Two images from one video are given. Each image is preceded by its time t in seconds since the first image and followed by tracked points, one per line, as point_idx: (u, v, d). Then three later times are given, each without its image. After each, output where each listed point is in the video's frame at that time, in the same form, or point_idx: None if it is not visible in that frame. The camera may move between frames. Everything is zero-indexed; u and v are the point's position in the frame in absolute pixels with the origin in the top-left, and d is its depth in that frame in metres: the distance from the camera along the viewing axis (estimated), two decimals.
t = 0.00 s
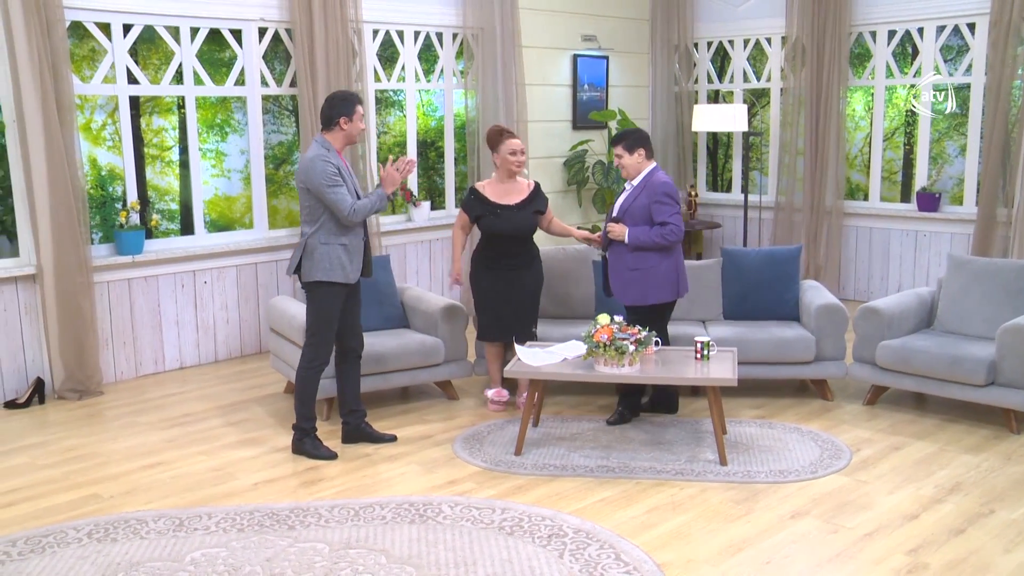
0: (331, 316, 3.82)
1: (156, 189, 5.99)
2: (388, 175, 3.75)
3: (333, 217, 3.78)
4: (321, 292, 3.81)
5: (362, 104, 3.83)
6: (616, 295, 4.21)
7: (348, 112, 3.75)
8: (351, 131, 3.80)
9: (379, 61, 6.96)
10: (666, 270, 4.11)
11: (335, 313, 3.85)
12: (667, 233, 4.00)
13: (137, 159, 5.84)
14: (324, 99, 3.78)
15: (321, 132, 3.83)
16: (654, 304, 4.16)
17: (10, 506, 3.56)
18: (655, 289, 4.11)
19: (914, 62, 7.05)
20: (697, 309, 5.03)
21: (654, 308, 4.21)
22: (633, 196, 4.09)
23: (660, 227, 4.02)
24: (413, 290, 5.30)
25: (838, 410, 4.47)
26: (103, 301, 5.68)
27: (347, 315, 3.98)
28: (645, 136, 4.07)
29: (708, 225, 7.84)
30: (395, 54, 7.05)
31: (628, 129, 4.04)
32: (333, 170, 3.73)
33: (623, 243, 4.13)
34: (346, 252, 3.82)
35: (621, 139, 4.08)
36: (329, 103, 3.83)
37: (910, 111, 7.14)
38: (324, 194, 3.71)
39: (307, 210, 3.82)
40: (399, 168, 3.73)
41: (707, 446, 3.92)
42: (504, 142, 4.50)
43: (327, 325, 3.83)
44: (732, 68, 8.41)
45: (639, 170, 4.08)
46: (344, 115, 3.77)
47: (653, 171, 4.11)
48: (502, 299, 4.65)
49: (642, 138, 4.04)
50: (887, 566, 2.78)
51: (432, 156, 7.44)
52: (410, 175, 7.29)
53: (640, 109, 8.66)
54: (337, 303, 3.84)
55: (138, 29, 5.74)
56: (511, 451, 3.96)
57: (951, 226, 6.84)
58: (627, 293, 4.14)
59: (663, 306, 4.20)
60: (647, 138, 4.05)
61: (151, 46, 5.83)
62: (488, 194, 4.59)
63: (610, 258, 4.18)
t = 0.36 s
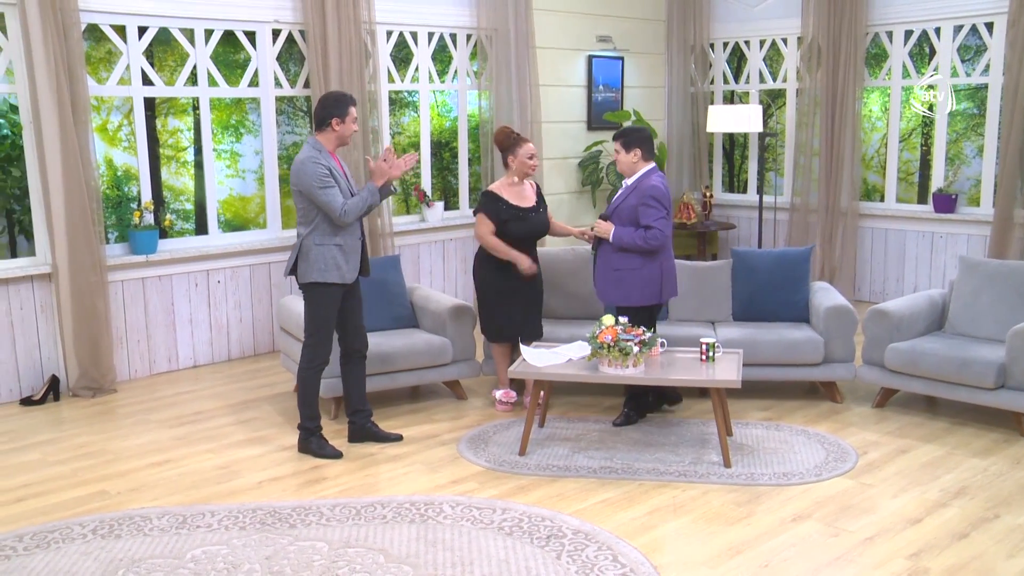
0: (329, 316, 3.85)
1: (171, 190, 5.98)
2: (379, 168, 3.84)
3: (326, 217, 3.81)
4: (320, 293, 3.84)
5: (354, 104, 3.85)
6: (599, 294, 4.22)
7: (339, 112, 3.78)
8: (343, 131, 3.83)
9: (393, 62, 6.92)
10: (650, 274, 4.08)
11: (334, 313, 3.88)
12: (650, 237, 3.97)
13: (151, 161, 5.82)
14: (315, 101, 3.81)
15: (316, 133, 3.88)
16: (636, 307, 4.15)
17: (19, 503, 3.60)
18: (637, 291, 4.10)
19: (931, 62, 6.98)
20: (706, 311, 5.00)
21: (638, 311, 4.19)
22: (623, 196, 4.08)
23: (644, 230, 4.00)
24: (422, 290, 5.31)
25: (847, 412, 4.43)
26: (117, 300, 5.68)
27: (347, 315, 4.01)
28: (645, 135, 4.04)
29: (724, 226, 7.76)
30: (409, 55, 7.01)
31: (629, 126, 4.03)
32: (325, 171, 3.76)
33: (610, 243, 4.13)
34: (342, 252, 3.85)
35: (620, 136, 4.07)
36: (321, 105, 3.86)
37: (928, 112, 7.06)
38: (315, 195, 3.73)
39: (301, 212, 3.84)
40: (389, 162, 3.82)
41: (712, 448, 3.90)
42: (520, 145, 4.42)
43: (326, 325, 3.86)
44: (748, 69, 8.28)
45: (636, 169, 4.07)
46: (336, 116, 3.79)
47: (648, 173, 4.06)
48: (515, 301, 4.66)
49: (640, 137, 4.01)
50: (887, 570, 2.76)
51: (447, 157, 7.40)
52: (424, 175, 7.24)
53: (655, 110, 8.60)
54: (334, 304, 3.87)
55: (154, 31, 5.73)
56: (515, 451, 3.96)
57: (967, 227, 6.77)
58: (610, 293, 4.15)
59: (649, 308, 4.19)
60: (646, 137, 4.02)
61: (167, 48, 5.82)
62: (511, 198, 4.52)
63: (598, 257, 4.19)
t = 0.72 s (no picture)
0: (325, 318, 3.88)
1: (186, 190, 6.00)
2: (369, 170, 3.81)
3: (317, 220, 3.83)
4: (316, 294, 3.87)
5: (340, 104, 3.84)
6: (596, 295, 4.23)
7: (325, 114, 3.77)
8: (330, 133, 3.82)
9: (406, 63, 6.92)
10: (646, 275, 4.08)
11: (329, 313, 3.90)
12: (645, 238, 3.97)
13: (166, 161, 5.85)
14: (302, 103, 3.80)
15: (303, 134, 3.87)
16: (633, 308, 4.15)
17: (28, 498, 3.65)
18: (633, 292, 4.09)
19: (946, 62, 6.92)
20: (716, 311, 4.98)
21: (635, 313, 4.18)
22: (618, 197, 4.07)
23: (639, 231, 3.99)
24: (432, 289, 5.32)
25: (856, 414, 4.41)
26: (132, 299, 5.71)
27: (343, 314, 4.03)
28: (640, 136, 4.03)
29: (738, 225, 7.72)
30: (422, 56, 7.01)
31: (624, 128, 4.03)
32: (313, 174, 3.76)
33: (606, 244, 4.13)
34: (334, 254, 3.87)
35: (616, 138, 4.07)
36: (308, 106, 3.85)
37: (944, 112, 6.99)
38: (304, 199, 3.75)
39: (291, 215, 3.86)
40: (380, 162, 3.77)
41: (718, 449, 3.89)
42: (527, 144, 4.42)
43: (322, 325, 3.88)
44: (763, 69, 8.24)
45: (631, 171, 4.06)
46: (322, 118, 3.78)
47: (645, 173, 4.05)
48: (521, 301, 4.67)
49: (633, 138, 4.01)
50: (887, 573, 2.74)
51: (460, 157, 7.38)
52: (437, 175, 7.24)
53: (669, 110, 8.56)
54: (329, 305, 3.90)
55: (169, 33, 5.75)
56: (520, 451, 3.96)
57: (982, 228, 6.71)
58: (605, 294, 4.16)
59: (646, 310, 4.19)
60: (640, 137, 4.01)
61: (183, 49, 5.84)
62: (522, 197, 4.53)
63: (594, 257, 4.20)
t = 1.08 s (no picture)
0: (320, 320, 3.91)
1: (194, 190, 6.04)
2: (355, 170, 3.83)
3: (307, 224, 3.85)
4: (310, 297, 3.90)
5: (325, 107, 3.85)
6: (590, 293, 4.24)
7: (311, 118, 3.79)
8: (316, 136, 3.85)
9: (413, 65, 6.93)
10: (639, 273, 4.10)
11: (324, 315, 3.93)
12: (640, 236, 3.98)
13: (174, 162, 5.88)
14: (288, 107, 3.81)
15: (288, 138, 3.89)
16: (626, 306, 4.16)
17: (33, 496, 3.69)
18: (627, 291, 4.11)
19: (952, 63, 6.89)
20: (718, 312, 4.99)
21: (629, 311, 4.20)
22: (613, 196, 4.09)
23: (634, 229, 4.01)
24: (435, 290, 5.35)
25: (857, 415, 4.41)
26: (140, 299, 5.74)
27: (337, 314, 4.06)
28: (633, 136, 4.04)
29: (744, 225, 7.71)
30: (429, 57, 7.02)
31: (614, 129, 4.04)
32: (301, 179, 3.78)
33: (601, 242, 4.15)
34: (326, 256, 3.90)
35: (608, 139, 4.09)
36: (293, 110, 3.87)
37: (950, 113, 6.96)
38: (294, 204, 3.76)
39: (282, 219, 3.88)
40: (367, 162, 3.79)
41: (717, 450, 3.90)
42: (529, 145, 4.44)
43: (318, 326, 3.92)
44: (770, 71, 8.22)
45: (626, 171, 4.07)
46: (308, 121, 3.80)
47: (640, 173, 4.07)
48: (523, 301, 4.68)
49: (625, 138, 4.01)
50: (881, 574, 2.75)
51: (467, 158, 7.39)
52: (444, 176, 7.25)
53: (676, 112, 8.55)
54: (324, 307, 3.93)
55: (176, 36, 5.78)
56: (519, 451, 3.98)
57: (988, 230, 6.69)
58: (599, 292, 4.17)
59: (640, 308, 4.20)
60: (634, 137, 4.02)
61: (191, 52, 5.87)
62: (526, 197, 4.54)
63: (589, 255, 4.21)
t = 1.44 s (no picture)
0: (312, 320, 3.93)
1: (194, 191, 6.06)
2: (345, 171, 3.85)
3: (298, 225, 3.87)
4: (301, 297, 3.92)
5: (316, 109, 3.88)
6: (584, 294, 4.26)
7: (301, 119, 3.81)
8: (307, 137, 3.87)
9: (412, 65, 6.94)
10: (631, 273, 4.11)
11: (316, 315, 3.95)
12: (630, 236, 3.99)
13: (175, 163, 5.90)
14: (279, 108, 3.83)
15: (279, 140, 3.91)
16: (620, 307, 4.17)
17: (30, 494, 3.71)
18: (620, 291, 4.12)
19: (950, 64, 6.89)
20: (714, 312, 5.00)
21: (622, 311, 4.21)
22: (604, 197, 4.10)
23: (625, 230, 4.02)
24: (433, 290, 5.36)
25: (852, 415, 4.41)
26: (139, 300, 5.76)
27: (329, 314, 4.09)
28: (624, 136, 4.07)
29: (744, 225, 7.71)
30: (428, 58, 7.02)
31: (607, 130, 4.10)
32: (291, 181, 3.80)
33: (593, 243, 4.16)
34: (317, 257, 3.92)
35: (599, 139, 4.12)
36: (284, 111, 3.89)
37: (949, 114, 6.96)
38: (284, 207, 3.78)
39: (273, 221, 3.90)
40: (356, 164, 3.81)
41: (711, 450, 3.90)
42: (522, 146, 4.45)
43: (310, 326, 3.94)
44: (769, 71, 8.21)
45: (618, 171, 4.09)
46: (299, 123, 3.83)
47: (630, 173, 4.08)
48: (520, 300, 4.70)
49: (618, 138, 4.05)
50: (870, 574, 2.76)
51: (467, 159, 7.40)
52: (444, 177, 7.27)
53: (676, 113, 8.56)
54: (316, 308, 3.95)
55: (176, 37, 5.79)
56: (514, 450, 3.99)
57: (985, 230, 6.68)
58: (592, 293, 4.19)
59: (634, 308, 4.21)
60: (625, 137, 4.05)
61: (191, 53, 5.89)
62: (521, 197, 4.56)
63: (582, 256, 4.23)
